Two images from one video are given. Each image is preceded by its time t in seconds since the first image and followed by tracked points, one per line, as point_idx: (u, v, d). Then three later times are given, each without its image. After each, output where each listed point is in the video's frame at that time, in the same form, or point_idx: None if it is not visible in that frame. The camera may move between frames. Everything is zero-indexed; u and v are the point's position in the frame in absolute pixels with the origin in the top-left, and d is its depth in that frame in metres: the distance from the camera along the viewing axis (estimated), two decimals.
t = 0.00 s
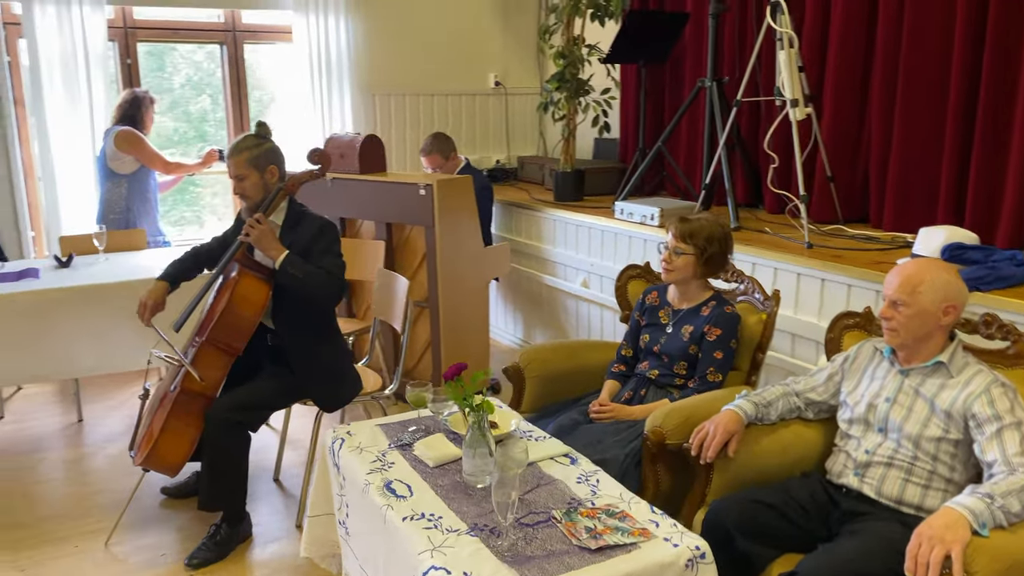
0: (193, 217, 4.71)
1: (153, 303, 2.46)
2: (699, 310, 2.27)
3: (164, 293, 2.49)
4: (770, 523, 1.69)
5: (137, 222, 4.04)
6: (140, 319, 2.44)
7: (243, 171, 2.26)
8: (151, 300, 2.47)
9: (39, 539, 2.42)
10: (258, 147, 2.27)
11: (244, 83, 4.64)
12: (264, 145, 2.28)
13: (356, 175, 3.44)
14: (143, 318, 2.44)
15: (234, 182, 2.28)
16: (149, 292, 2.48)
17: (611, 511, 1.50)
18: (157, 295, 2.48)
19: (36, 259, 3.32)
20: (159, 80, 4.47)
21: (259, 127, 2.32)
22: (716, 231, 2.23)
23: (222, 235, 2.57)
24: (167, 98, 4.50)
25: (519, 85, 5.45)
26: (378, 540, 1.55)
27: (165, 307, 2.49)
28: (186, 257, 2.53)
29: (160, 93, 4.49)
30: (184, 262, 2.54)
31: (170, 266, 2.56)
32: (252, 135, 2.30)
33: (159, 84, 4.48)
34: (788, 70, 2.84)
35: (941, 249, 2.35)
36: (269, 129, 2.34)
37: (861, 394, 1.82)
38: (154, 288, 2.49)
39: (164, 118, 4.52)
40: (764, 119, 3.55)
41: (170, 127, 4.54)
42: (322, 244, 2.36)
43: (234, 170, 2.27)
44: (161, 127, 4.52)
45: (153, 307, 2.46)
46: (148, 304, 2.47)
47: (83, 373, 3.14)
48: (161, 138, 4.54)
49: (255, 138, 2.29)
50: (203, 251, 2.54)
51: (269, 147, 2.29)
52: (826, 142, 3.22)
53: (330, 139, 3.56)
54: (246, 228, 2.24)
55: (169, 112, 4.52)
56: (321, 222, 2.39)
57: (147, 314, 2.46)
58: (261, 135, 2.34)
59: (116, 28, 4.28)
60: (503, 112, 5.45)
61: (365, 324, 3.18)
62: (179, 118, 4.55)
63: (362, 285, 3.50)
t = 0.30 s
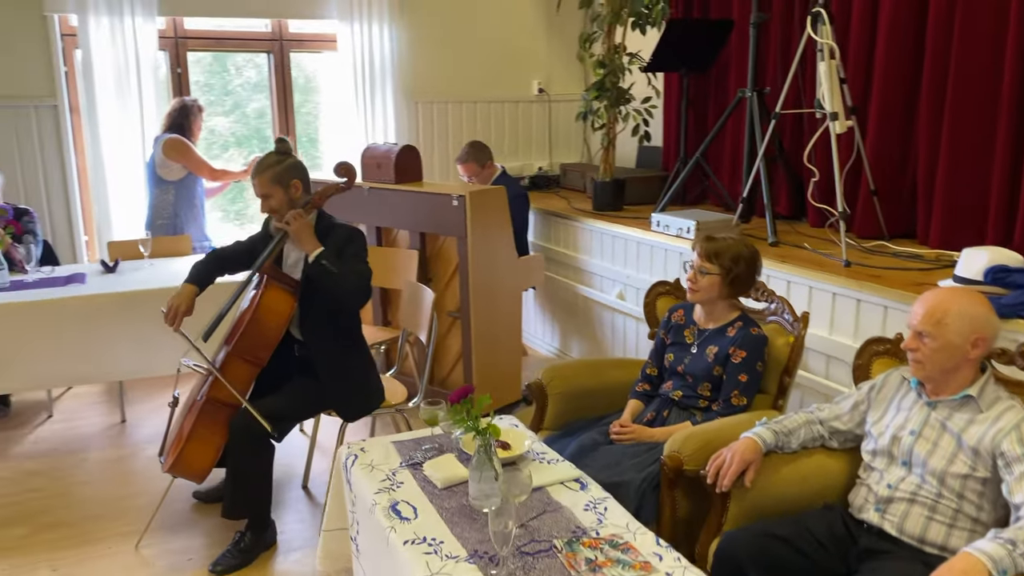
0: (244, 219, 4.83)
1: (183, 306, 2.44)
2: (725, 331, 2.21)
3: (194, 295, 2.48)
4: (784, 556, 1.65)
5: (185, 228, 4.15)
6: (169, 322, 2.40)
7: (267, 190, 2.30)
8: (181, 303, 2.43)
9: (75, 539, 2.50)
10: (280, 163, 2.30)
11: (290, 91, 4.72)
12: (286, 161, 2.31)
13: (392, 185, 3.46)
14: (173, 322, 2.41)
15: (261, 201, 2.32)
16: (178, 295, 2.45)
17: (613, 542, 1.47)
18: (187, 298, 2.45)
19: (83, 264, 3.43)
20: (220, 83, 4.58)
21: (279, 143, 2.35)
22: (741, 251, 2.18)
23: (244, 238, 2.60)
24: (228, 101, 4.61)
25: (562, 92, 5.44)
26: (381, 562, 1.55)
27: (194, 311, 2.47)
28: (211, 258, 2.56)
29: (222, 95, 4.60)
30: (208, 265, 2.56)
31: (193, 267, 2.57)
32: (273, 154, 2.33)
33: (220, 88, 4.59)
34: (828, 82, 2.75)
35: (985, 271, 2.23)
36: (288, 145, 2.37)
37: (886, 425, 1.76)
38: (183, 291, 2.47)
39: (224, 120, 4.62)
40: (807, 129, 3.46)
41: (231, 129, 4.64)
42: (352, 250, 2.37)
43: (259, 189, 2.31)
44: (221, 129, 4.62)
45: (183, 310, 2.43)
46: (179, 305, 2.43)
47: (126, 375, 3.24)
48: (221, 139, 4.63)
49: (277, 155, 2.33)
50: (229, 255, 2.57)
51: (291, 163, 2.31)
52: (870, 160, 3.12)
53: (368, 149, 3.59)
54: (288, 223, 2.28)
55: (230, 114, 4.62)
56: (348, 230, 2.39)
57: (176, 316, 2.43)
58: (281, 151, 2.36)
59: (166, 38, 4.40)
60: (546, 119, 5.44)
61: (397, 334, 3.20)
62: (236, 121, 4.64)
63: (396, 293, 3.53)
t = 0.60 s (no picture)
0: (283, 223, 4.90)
1: (187, 301, 2.53)
2: (750, 349, 2.16)
3: (201, 291, 2.57)
4: None
5: (223, 233, 4.23)
6: (173, 316, 2.51)
7: (288, 208, 2.34)
8: (186, 299, 2.53)
9: (104, 541, 2.56)
10: (298, 181, 2.33)
11: (328, 98, 4.78)
12: (302, 178, 2.34)
13: (421, 194, 3.47)
14: (177, 315, 2.52)
15: (283, 219, 2.36)
16: (185, 290, 2.55)
17: (620, 570, 1.44)
18: (192, 294, 2.55)
19: (122, 269, 3.51)
20: (271, 86, 4.67)
21: (295, 161, 2.38)
22: (766, 268, 2.13)
23: (267, 236, 2.62)
24: (277, 103, 4.70)
25: (599, 98, 5.41)
26: None
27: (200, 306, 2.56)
28: (233, 251, 2.59)
29: (271, 97, 4.69)
30: (228, 259, 2.61)
31: (215, 257, 2.62)
32: (292, 172, 2.36)
33: (271, 90, 4.68)
34: (865, 92, 2.67)
35: None
36: (304, 162, 2.40)
37: (911, 452, 1.71)
38: (192, 286, 2.56)
39: (272, 122, 4.71)
40: (845, 139, 3.37)
41: (280, 130, 4.73)
42: (377, 264, 2.38)
43: (279, 208, 2.35)
44: (269, 131, 4.71)
45: (189, 305, 2.54)
46: (185, 300, 2.53)
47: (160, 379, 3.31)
48: (270, 140, 4.74)
49: (295, 173, 2.36)
50: (254, 249, 2.59)
51: (308, 179, 2.34)
52: (910, 175, 3.03)
53: (399, 157, 3.61)
54: (313, 237, 2.30)
55: (279, 116, 4.72)
56: (371, 241, 2.41)
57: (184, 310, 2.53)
58: (298, 169, 2.39)
59: (208, 46, 4.48)
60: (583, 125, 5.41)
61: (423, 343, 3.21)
62: (285, 123, 4.73)
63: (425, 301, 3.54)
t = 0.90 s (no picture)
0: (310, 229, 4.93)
1: (209, 317, 2.53)
2: (771, 370, 2.11)
3: (222, 307, 2.57)
4: None
5: (249, 240, 4.26)
6: (195, 333, 2.50)
7: (311, 217, 2.34)
8: (207, 314, 2.53)
9: (125, 549, 2.58)
10: (323, 190, 2.33)
11: (355, 105, 4.80)
12: (328, 188, 2.34)
13: (444, 204, 3.46)
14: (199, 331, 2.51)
15: (305, 227, 2.37)
16: (206, 306, 2.55)
17: None
18: (214, 309, 2.55)
19: (150, 275, 3.56)
20: (305, 88, 4.69)
21: (320, 170, 2.39)
22: (787, 287, 2.08)
23: (288, 253, 2.66)
24: (311, 105, 4.73)
25: (628, 105, 5.36)
26: None
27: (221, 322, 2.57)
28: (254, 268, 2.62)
29: (306, 100, 4.72)
30: (250, 275, 2.63)
31: (236, 275, 2.64)
32: (318, 180, 2.37)
33: (305, 92, 4.71)
34: (895, 104, 2.60)
35: None
36: (330, 171, 2.40)
37: (936, 482, 1.66)
38: (214, 302, 2.57)
39: (306, 124, 4.74)
40: (877, 151, 3.29)
41: (313, 132, 4.76)
42: (394, 282, 2.39)
43: (303, 215, 2.35)
44: (302, 133, 4.74)
45: (210, 320, 2.53)
46: (205, 316, 2.53)
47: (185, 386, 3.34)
48: (304, 142, 4.77)
49: (321, 182, 2.36)
50: (275, 266, 2.62)
51: (333, 189, 2.35)
52: (942, 189, 2.95)
53: (422, 167, 3.61)
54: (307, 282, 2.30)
55: (313, 118, 4.74)
56: (389, 259, 2.42)
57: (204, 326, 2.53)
58: (324, 178, 2.40)
59: (237, 54, 4.53)
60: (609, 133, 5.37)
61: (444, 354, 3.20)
62: (320, 125, 4.76)
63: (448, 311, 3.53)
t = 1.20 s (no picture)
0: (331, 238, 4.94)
1: (243, 357, 2.50)
2: (793, 398, 2.07)
3: (255, 344, 2.55)
4: None
5: (270, 250, 4.28)
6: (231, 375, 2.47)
7: (330, 233, 2.33)
8: (241, 354, 2.51)
9: (143, 564, 2.59)
10: (343, 207, 2.32)
11: (377, 115, 4.80)
12: (348, 205, 2.33)
13: (463, 217, 3.45)
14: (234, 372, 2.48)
15: (324, 243, 2.36)
16: (240, 346, 2.53)
17: None
18: (246, 348, 2.52)
19: (172, 287, 3.58)
20: (332, 93, 4.70)
21: (342, 186, 2.38)
22: (808, 312, 2.04)
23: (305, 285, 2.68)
24: (337, 109, 4.74)
25: (650, 115, 5.32)
26: None
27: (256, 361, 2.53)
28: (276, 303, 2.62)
29: (332, 103, 4.72)
30: (274, 309, 2.62)
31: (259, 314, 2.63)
32: (338, 196, 2.36)
33: (331, 96, 4.72)
34: (924, 122, 2.54)
35: None
36: (352, 188, 2.39)
37: (962, 521, 1.61)
38: (244, 341, 2.54)
39: (333, 126, 4.74)
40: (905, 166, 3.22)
41: (338, 135, 4.76)
42: (412, 301, 2.38)
43: (322, 231, 2.34)
44: (328, 134, 4.74)
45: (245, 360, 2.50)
46: (240, 356, 2.50)
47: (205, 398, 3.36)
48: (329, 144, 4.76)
49: (342, 198, 2.35)
50: (295, 298, 2.63)
51: (353, 206, 2.34)
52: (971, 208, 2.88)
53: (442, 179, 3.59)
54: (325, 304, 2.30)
55: (339, 121, 4.75)
56: (406, 278, 2.40)
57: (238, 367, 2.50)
58: (345, 194, 2.39)
59: (260, 64, 4.55)
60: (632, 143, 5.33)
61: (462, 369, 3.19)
62: (346, 127, 4.76)
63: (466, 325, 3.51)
